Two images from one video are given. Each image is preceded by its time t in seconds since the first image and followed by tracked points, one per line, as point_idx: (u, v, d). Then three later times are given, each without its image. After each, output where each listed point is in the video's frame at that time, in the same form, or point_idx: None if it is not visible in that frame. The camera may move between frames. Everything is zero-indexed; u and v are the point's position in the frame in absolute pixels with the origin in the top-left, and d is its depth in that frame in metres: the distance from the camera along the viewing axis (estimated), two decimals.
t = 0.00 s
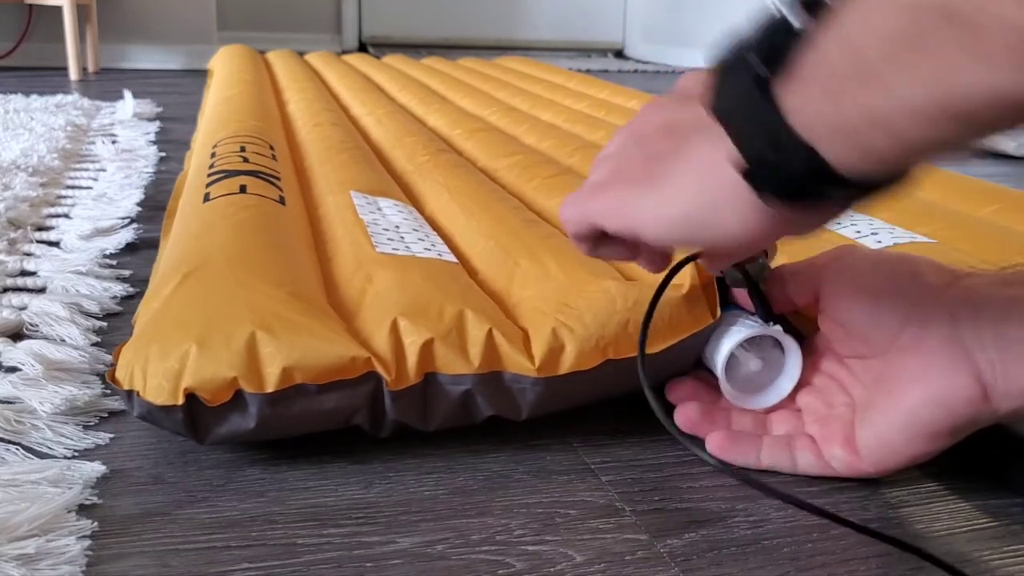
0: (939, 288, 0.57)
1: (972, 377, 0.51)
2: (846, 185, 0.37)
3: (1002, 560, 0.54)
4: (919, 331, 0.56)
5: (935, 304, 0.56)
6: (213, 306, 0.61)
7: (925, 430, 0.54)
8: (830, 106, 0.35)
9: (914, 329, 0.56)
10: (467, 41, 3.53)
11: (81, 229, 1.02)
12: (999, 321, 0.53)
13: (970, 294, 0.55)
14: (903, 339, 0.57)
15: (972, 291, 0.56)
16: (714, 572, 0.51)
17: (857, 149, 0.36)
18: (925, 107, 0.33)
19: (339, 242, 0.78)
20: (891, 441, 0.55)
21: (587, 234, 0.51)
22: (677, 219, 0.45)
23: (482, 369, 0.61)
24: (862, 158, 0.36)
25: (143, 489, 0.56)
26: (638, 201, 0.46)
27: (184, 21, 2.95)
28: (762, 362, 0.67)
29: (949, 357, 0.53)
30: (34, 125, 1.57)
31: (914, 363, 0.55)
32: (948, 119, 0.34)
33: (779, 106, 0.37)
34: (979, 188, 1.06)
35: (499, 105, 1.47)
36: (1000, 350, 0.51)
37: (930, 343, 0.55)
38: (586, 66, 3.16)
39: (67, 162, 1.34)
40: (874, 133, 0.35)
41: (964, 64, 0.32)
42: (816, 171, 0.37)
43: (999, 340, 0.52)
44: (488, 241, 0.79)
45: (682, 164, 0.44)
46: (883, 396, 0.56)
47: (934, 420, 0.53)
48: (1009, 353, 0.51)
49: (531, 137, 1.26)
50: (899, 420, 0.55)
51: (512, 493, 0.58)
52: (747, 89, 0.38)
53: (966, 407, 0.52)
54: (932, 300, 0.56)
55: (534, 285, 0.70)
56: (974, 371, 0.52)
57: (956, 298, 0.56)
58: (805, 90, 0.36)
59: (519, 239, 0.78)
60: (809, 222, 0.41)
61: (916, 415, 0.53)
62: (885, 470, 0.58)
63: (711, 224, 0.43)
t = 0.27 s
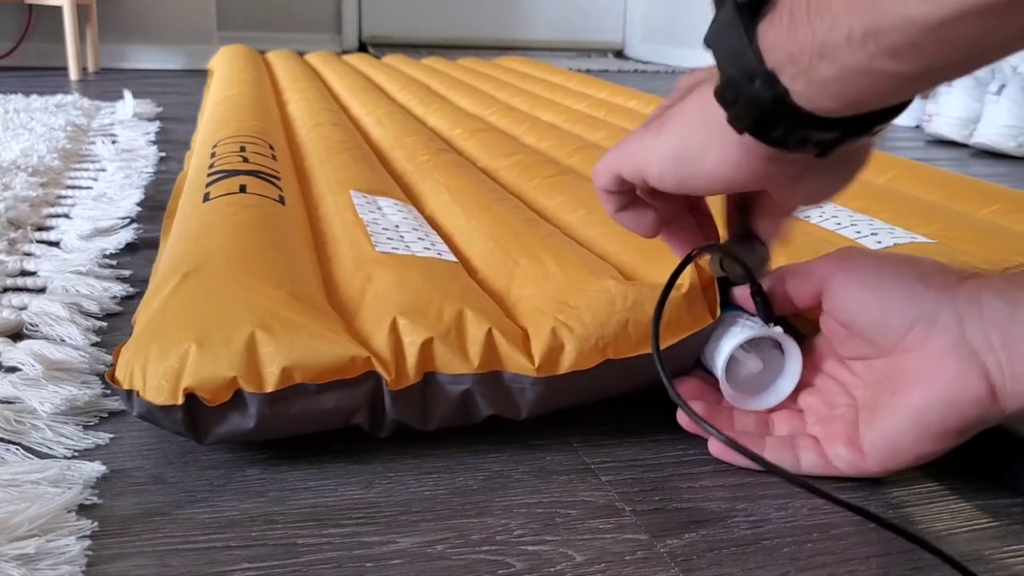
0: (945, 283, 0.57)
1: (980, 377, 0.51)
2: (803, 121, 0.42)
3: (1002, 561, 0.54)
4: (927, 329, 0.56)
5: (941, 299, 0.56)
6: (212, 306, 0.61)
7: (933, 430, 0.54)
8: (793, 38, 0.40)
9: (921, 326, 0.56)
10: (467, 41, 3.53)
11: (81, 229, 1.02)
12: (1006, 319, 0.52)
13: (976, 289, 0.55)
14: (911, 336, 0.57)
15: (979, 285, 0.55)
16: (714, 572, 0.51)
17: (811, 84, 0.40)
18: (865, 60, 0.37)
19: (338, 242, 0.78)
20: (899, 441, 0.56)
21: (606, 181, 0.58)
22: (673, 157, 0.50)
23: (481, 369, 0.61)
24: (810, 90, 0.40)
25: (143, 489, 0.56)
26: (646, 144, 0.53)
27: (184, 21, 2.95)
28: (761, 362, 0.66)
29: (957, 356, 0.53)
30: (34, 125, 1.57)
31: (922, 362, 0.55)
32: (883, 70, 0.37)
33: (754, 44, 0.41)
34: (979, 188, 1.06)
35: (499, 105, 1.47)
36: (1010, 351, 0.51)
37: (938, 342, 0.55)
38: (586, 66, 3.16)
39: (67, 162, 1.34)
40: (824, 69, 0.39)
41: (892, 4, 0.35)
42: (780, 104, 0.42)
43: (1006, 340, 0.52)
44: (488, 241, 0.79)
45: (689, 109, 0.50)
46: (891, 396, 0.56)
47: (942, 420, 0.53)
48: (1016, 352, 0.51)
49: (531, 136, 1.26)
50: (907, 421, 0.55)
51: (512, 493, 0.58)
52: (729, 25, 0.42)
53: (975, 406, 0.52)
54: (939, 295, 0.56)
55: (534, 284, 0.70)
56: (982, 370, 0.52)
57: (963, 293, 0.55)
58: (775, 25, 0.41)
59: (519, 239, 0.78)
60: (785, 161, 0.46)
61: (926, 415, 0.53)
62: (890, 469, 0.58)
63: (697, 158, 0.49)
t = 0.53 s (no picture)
0: (950, 282, 0.56)
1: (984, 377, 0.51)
2: (830, 138, 0.43)
3: (1002, 561, 0.54)
4: (932, 329, 0.56)
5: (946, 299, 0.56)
6: (212, 305, 0.61)
7: (936, 430, 0.54)
8: (811, 78, 0.39)
9: (926, 326, 0.56)
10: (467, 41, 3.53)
11: (81, 229, 1.02)
12: (1009, 318, 0.52)
13: (981, 288, 0.55)
14: (916, 336, 0.57)
15: (984, 284, 0.55)
16: (714, 573, 0.51)
17: (836, 111, 0.40)
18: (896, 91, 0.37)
19: (338, 241, 0.78)
20: (903, 441, 0.56)
21: (638, 239, 0.58)
22: (695, 193, 0.50)
23: (481, 368, 0.61)
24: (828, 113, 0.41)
25: (143, 489, 0.56)
26: (657, 187, 0.53)
27: (184, 21, 2.95)
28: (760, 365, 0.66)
29: (961, 356, 0.53)
30: (34, 125, 1.57)
31: (926, 362, 0.55)
32: (911, 94, 0.37)
33: (766, 81, 0.42)
34: (979, 188, 1.06)
35: (499, 105, 1.47)
36: (1012, 351, 0.51)
37: (943, 342, 0.55)
38: (587, 66, 3.15)
39: (67, 162, 1.34)
40: (851, 102, 0.39)
41: (917, 51, 0.34)
42: (807, 132, 0.42)
43: (1010, 340, 0.51)
44: (487, 241, 0.79)
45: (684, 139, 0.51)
46: (894, 395, 0.57)
47: (945, 420, 0.53)
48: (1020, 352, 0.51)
49: (531, 136, 1.26)
50: (911, 421, 0.55)
51: (512, 493, 0.58)
52: (736, 81, 0.43)
53: (978, 407, 0.52)
54: (944, 295, 0.56)
55: (534, 284, 0.70)
56: (985, 371, 0.52)
57: (968, 293, 0.55)
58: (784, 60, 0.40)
59: (519, 239, 0.78)
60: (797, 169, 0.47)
61: (928, 415, 0.54)
62: (891, 469, 0.58)
63: (722, 188, 0.49)
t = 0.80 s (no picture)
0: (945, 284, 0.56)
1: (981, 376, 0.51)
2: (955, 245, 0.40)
3: (1002, 561, 0.54)
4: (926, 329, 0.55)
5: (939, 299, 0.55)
6: (211, 305, 0.61)
7: (934, 427, 0.54)
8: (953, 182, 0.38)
9: (920, 326, 0.56)
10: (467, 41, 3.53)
11: (81, 229, 1.02)
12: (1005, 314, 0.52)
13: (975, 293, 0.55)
14: (909, 336, 0.57)
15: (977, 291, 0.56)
16: (714, 572, 0.51)
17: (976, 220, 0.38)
18: None
19: (338, 241, 0.78)
20: (901, 439, 0.55)
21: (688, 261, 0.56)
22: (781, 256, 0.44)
23: (481, 367, 0.61)
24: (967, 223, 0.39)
25: (143, 488, 0.56)
26: (737, 229, 0.46)
27: (184, 20, 2.95)
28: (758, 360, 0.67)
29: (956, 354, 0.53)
30: (33, 125, 1.57)
31: (920, 360, 0.55)
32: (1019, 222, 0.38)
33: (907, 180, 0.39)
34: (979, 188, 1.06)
35: (499, 105, 1.47)
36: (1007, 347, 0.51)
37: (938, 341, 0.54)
38: (587, 66, 3.16)
39: (67, 162, 1.34)
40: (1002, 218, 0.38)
41: None
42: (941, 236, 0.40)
43: (1006, 339, 0.52)
44: (487, 240, 0.79)
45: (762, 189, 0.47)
46: (890, 393, 0.56)
47: (942, 417, 0.53)
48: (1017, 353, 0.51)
49: (531, 136, 1.26)
50: (908, 418, 0.54)
51: (512, 493, 0.58)
52: (869, 167, 0.40)
53: (974, 404, 0.52)
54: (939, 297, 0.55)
55: (534, 283, 0.70)
56: (981, 368, 0.52)
57: (962, 296, 0.55)
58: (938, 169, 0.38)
59: (519, 238, 0.78)
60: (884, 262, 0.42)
61: (924, 412, 0.53)
62: (889, 468, 0.58)
63: (811, 261, 0.43)
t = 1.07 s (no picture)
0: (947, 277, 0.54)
1: (985, 366, 0.50)
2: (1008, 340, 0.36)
3: (1002, 561, 0.54)
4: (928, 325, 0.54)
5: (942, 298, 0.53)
6: (211, 304, 0.61)
7: (938, 422, 0.53)
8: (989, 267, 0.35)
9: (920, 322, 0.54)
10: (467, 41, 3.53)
11: (81, 229, 1.02)
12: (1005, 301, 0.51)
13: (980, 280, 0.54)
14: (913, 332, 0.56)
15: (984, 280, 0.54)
16: (714, 573, 0.51)
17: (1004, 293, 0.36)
18: None
19: (338, 241, 0.78)
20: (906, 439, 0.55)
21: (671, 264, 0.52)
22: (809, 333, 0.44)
23: (481, 367, 0.61)
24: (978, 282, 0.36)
25: (143, 488, 0.56)
26: (771, 306, 0.45)
27: (184, 20, 2.95)
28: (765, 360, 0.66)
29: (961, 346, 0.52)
30: (33, 125, 1.57)
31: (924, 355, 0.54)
32: None
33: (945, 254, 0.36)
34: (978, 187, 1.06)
35: (499, 105, 1.47)
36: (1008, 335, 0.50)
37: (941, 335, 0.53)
38: (587, 66, 3.16)
39: (67, 162, 1.34)
40: None
41: None
42: (977, 320, 0.36)
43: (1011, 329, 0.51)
44: (487, 240, 0.79)
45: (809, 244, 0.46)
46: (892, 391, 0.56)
47: (947, 411, 0.52)
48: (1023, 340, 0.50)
49: (531, 136, 1.26)
50: (911, 412, 0.54)
51: (512, 493, 0.58)
52: (905, 238, 0.37)
53: (977, 396, 0.51)
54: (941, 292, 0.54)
55: (534, 283, 0.70)
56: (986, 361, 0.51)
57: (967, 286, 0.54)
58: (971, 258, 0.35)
59: (519, 238, 0.78)
60: (940, 352, 0.40)
61: (930, 410, 0.53)
62: (894, 466, 0.58)
63: (841, 334, 0.42)
